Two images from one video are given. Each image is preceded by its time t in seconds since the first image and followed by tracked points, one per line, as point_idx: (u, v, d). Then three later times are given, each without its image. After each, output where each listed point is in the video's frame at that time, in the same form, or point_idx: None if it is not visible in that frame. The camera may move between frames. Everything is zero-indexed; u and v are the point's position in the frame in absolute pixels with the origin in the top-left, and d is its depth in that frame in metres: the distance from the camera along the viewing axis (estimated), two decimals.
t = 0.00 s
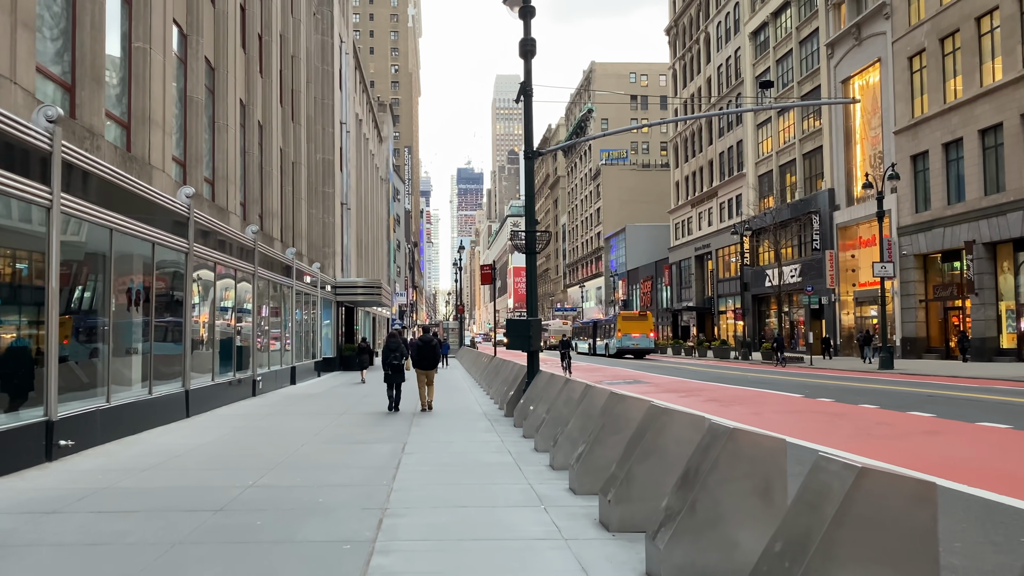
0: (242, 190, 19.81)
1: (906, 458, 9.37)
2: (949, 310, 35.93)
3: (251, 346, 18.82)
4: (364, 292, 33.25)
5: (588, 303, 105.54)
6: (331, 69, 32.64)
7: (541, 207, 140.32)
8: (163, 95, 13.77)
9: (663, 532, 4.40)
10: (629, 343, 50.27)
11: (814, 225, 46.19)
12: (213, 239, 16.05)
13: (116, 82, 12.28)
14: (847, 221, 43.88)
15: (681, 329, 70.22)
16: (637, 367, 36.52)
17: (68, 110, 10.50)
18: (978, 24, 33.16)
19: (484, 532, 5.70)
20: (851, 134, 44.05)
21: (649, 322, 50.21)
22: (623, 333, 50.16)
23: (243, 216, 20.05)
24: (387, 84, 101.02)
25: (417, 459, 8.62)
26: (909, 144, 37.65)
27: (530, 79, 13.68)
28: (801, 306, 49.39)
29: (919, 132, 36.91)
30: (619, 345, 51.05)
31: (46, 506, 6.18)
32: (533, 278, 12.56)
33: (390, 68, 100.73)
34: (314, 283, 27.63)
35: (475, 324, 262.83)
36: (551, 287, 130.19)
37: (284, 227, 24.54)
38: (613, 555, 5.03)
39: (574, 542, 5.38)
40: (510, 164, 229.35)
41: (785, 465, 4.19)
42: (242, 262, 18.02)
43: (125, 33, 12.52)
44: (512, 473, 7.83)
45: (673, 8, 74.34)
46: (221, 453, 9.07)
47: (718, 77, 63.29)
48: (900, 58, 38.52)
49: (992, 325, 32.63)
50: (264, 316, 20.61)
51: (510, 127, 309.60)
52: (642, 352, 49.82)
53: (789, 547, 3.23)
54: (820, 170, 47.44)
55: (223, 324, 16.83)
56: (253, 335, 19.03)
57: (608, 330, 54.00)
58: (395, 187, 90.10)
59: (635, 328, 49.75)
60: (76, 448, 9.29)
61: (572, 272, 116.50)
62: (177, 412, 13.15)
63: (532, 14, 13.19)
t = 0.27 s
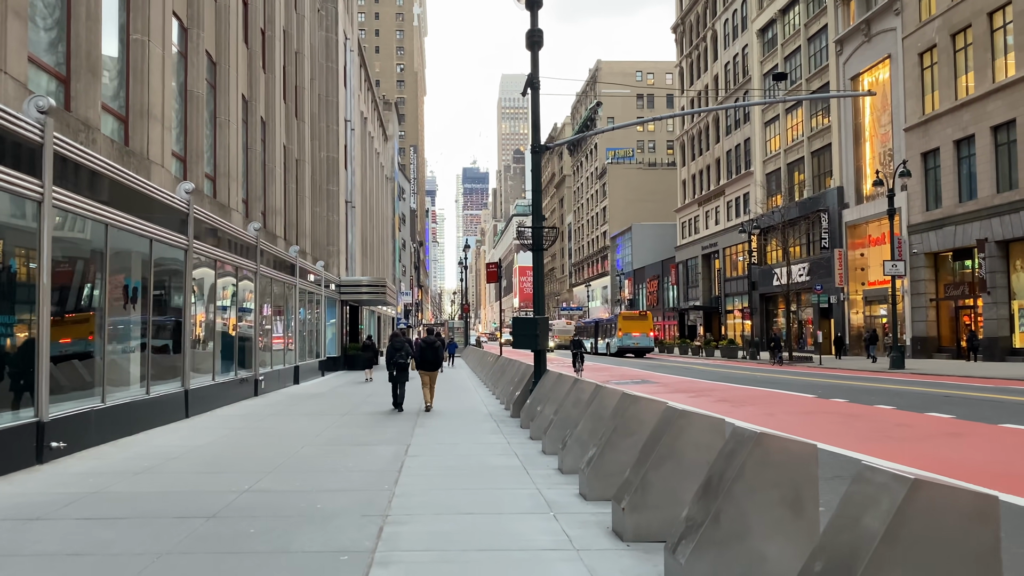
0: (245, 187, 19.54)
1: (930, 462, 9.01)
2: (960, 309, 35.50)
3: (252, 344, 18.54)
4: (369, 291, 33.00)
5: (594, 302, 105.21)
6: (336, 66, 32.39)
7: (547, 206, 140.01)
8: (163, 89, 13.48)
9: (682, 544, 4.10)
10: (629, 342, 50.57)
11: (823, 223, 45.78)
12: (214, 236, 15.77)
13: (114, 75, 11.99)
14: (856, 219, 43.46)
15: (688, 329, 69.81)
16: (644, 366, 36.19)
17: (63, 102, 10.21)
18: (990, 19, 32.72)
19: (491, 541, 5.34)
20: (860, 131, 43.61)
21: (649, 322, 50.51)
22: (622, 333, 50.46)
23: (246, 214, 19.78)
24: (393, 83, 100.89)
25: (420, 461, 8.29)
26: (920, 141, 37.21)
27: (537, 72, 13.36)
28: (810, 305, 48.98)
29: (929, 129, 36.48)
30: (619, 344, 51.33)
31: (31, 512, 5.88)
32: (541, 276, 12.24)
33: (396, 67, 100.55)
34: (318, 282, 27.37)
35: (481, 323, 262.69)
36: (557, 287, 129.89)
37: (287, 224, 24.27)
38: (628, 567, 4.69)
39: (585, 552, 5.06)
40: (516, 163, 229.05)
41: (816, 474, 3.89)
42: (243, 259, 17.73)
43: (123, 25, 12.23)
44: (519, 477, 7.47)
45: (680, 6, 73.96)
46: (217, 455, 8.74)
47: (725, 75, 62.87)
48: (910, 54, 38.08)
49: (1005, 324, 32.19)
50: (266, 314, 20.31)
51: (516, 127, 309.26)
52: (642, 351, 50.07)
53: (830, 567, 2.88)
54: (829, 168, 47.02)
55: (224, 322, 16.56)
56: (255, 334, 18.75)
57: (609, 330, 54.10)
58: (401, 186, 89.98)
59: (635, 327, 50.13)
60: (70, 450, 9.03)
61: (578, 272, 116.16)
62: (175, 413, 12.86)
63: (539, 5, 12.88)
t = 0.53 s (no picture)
0: (247, 185, 19.26)
1: (953, 468, 8.67)
2: (971, 310, 35.05)
3: (254, 345, 18.25)
4: (373, 290, 32.72)
5: (600, 302, 104.82)
6: (340, 63, 32.12)
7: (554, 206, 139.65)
8: (162, 85, 13.18)
9: (706, 564, 3.76)
10: (630, 343, 50.79)
11: (831, 222, 45.34)
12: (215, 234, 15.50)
13: (110, 68, 11.67)
14: (866, 218, 43.01)
15: (695, 329, 69.40)
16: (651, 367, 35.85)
17: (57, 97, 9.92)
18: (1003, 15, 32.27)
19: (497, 556, 5.01)
20: (869, 129, 43.16)
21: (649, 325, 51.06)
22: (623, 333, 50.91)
23: (248, 212, 19.50)
24: (398, 83, 100.65)
25: (423, 467, 7.98)
26: (931, 139, 36.76)
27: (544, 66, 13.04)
28: (819, 305, 48.53)
29: (940, 126, 36.03)
30: (620, 345, 51.74)
31: (12, 524, 5.59)
32: (548, 276, 11.92)
33: (401, 67, 100.29)
34: (322, 281, 27.12)
35: (487, 323, 262.34)
36: (563, 286, 129.53)
37: (291, 223, 23.99)
38: None
39: (598, 569, 4.71)
40: (522, 162, 228.66)
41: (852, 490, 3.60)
42: (245, 259, 17.45)
43: (119, 18, 11.92)
44: (526, 485, 7.15)
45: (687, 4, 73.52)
46: (213, 461, 8.46)
47: (732, 73, 62.43)
48: (921, 51, 37.64)
49: (1018, 324, 31.73)
50: (269, 314, 20.02)
51: (522, 126, 308.99)
52: (642, 352, 50.50)
53: None
54: (838, 167, 46.57)
55: (225, 322, 16.27)
56: (258, 334, 18.46)
57: (612, 330, 54.09)
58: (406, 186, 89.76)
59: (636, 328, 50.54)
60: (61, 455, 8.75)
61: (584, 272, 115.78)
62: (174, 415, 12.59)
63: None
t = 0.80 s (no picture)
0: (249, 181, 18.99)
1: (980, 471, 8.33)
2: (984, 309, 34.58)
3: (257, 344, 17.96)
4: (378, 289, 32.42)
5: (606, 301, 104.40)
6: (345, 60, 31.83)
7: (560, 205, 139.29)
8: (162, 78, 12.88)
9: None
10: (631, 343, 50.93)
11: (841, 220, 44.87)
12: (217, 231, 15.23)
13: (108, 59, 11.36)
14: (876, 216, 42.55)
15: (702, 328, 68.95)
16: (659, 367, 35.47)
17: (51, 87, 9.62)
18: (1016, 10, 31.82)
19: (506, 566, 4.70)
20: (880, 127, 42.68)
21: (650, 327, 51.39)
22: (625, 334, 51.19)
23: (251, 209, 19.22)
24: (404, 82, 100.42)
25: (427, 470, 7.67)
26: (942, 136, 36.29)
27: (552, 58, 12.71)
28: (828, 304, 48.07)
29: (952, 123, 35.56)
30: (627, 344, 51.38)
31: None
32: (556, 272, 11.61)
33: (407, 66, 100.03)
34: (327, 280, 26.85)
35: (493, 323, 262.10)
36: (569, 286, 129.15)
37: (295, 220, 23.72)
38: None
39: None
40: (528, 162, 228.30)
41: (896, 498, 3.32)
42: (248, 256, 17.16)
43: (119, 9, 11.62)
44: (535, 489, 6.83)
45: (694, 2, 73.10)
46: (210, 463, 8.16)
47: (740, 71, 61.97)
48: (932, 47, 37.19)
49: None
50: (272, 312, 19.71)
51: (528, 126, 308.63)
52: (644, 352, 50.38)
53: None
54: (847, 165, 46.09)
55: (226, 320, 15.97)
56: (260, 333, 18.17)
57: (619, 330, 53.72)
58: (412, 185, 89.57)
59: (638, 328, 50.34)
60: (54, 457, 8.48)
61: (590, 271, 115.34)
62: (174, 416, 12.30)
63: None
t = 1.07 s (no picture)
0: (252, 180, 18.72)
1: (1007, 479, 7.99)
2: (997, 309, 34.10)
3: (258, 345, 17.68)
4: (383, 289, 32.13)
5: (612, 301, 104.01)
6: (350, 58, 31.57)
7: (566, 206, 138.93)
8: (161, 75, 12.58)
9: None
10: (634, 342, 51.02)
11: (850, 220, 44.44)
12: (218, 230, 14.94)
13: (105, 55, 11.06)
14: (886, 216, 42.11)
15: (709, 329, 68.58)
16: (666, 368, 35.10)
17: (44, 82, 9.34)
18: None
19: None
20: (889, 125, 42.21)
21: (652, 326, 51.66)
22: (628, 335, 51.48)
23: (253, 208, 18.95)
24: (410, 82, 100.21)
25: (431, 479, 7.36)
26: (954, 135, 35.84)
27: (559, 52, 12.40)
28: (837, 305, 47.62)
29: (964, 121, 35.11)
30: (634, 345, 51.03)
31: None
32: (564, 273, 11.29)
33: (413, 66, 99.74)
34: (331, 280, 26.59)
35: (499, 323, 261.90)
36: (575, 286, 128.81)
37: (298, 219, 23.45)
38: None
39: None
40: (533, 162, 227.98)
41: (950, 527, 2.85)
42: (249, 256, 16.87)
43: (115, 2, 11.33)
44: (543, 500, 6.53)
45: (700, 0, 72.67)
46: (206, 471, 7.86)
47: (748, 70, 61.55)
48: (943, 45, 36.76)
49: None
50: (275, 313, 19.44)
51: (534, 125, 308.83)
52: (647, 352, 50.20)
53: None
54: (856, 164, 45.67)
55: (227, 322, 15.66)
56: (263, 334, 17.88)
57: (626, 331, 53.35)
58: (417, 186, 89.30)
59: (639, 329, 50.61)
60: (43, 464, 8.18)
61: (596, 272, 114.97)
62: (172, 420, 12.00)
63: None
